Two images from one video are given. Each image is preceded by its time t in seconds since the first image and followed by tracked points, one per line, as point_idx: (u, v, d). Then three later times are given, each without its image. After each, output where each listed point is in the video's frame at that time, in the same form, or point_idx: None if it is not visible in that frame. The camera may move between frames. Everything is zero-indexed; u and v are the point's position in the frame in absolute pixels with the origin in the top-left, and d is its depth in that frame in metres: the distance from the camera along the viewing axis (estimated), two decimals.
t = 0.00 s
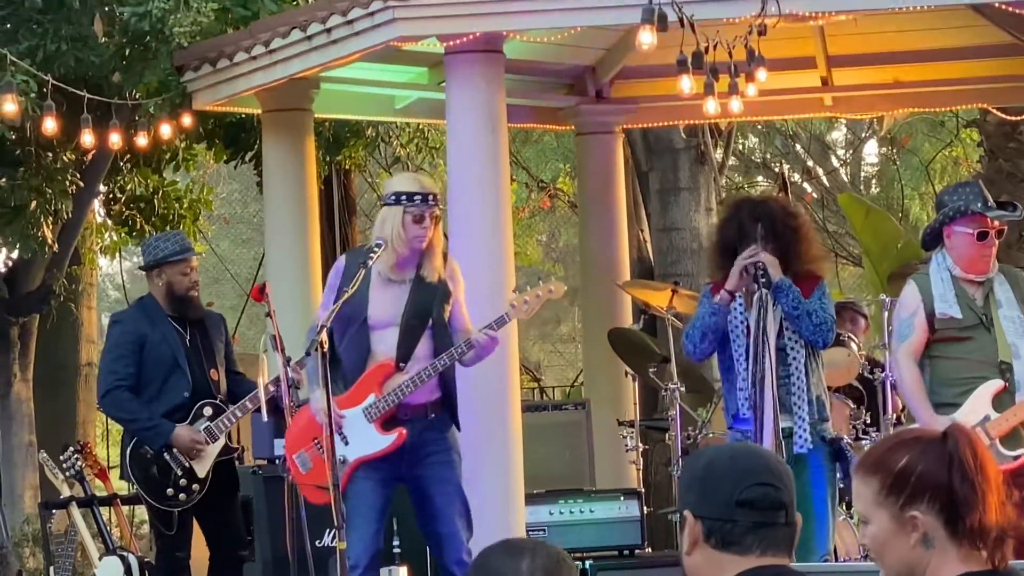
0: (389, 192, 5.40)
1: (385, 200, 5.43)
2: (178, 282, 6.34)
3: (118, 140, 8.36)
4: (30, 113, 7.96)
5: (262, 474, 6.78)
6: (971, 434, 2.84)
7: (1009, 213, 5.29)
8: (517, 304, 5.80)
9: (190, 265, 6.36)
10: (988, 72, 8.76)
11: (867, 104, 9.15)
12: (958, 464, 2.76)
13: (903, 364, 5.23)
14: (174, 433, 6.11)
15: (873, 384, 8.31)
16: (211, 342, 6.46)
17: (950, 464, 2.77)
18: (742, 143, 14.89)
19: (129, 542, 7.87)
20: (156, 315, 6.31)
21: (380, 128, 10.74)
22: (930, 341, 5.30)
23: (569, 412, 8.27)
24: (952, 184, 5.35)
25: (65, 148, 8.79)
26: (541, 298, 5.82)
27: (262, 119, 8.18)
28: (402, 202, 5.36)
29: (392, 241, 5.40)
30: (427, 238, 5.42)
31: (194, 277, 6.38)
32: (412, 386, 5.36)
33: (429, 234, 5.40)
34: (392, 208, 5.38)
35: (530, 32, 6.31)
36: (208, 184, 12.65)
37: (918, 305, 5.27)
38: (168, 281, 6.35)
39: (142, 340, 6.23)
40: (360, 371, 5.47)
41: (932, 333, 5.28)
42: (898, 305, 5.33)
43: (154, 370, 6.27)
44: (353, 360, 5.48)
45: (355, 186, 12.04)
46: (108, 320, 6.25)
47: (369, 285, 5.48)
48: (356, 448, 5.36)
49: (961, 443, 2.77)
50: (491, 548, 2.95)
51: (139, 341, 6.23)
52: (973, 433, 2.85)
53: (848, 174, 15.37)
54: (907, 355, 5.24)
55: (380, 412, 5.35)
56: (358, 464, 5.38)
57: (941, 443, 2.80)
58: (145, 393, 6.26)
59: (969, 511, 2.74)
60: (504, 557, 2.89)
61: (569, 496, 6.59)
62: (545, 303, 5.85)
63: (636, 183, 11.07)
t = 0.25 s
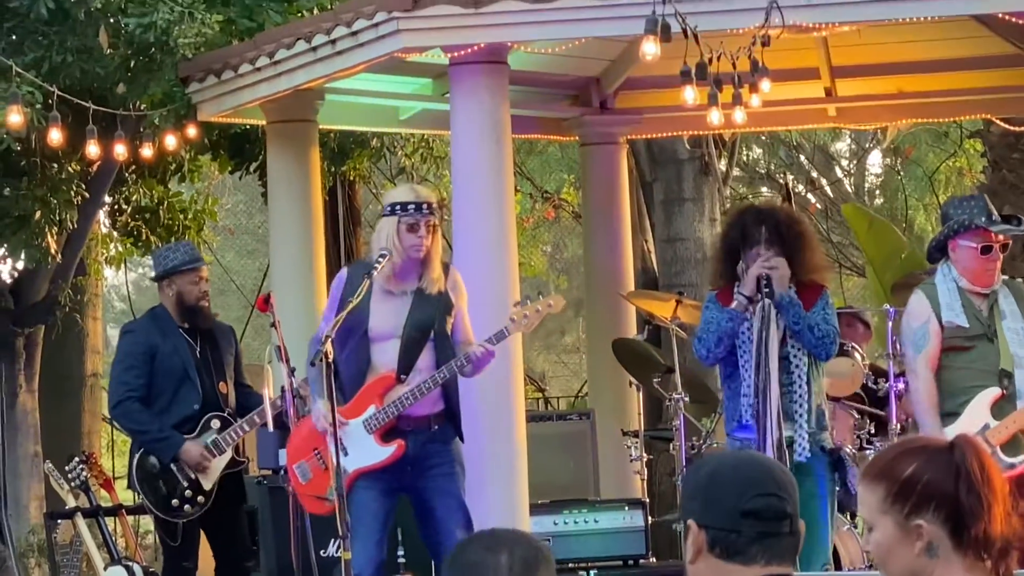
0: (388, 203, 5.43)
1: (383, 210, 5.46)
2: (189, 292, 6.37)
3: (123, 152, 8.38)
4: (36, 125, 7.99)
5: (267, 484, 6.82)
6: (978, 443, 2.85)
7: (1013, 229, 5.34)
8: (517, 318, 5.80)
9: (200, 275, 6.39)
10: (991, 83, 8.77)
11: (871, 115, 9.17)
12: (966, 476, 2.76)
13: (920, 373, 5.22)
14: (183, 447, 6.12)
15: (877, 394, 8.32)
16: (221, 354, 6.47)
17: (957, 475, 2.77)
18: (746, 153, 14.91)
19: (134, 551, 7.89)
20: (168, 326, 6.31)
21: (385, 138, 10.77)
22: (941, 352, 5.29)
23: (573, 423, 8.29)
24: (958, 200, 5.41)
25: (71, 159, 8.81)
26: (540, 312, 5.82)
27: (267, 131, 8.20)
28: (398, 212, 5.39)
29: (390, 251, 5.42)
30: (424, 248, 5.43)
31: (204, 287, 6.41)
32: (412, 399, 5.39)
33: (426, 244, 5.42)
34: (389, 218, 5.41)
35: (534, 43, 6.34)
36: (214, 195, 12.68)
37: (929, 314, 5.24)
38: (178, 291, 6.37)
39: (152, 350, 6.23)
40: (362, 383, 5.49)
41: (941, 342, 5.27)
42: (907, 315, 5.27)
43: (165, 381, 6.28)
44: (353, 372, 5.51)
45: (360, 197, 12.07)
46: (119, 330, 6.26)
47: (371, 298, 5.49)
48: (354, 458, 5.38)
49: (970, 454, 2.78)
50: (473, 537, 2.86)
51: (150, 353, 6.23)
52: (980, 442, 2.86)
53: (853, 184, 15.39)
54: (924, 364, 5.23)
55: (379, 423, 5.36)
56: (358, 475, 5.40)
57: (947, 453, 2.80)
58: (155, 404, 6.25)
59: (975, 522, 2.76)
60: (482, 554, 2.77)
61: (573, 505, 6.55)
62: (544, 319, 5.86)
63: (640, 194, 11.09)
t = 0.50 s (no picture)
0: (399, 212, 5.43)
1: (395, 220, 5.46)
2: (194, 300, 6.36)
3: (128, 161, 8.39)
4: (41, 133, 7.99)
5: (274, 493, 6.79)
6: (984, 454, 2.90)
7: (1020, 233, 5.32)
8: (528, 326, 5.79)
9: (206, 283, 6.38)
10: (998, 91, 8.76)
11: (876, 123, 9.16)
12: (977, 481, 2.81)
13: (916, 383, 5.24)
14: (190, 451, 6.12)
15: (883, 403, 8.29)
16: (228, 363, 6.46)
17: (967, 482, 2.82)
18: (752, 163, 14.90)
19: (140, 561, 7.88)
20: (175, 335, 6.30)
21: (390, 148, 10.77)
22: (942, 359, 5.30)
23: (579, 432, 8.28)
24: (965, 202, 5.38)
25: (76, 167, 8.82)
26: (551, 320, 5.81)
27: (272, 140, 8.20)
28: (409, 221, 5.39)
29: (402, 261, 5.41)
30: (435, 257, 5.41)
31: (209, 295, 6.40)
32: (426, 406, 5.36)
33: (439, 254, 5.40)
34: (400, 228, 5.41)
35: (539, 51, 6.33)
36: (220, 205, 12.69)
37: (929, 321, 5.27)
38: (184, 299, 6.37)
39: (159, 358, 6.22)
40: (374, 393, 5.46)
41: (943, 350, 5.28)
42: (908, 322, 5.32)
43: (171, 389, 6.27)
44: (367, 382, 5.48)
45: (365, 206, 12.07)
46: (126, 338, 6.24)
47: (383, 307, 5.47)
48: (368, 468, 5.37)
49: (980, 461, 2.84)
50: (445, 530, 2.77)
51: (157, 361, 6.22)
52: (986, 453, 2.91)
53: (859, 194, 15.39)
54: (920, 373, 5.24)
55: (393, 431, 5.35)
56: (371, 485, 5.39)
57: (957, 461, 2.85)
58: (162, 412, 6.25)
59: (986, 528, 2.79)
60: (457, 550, 2.68)
61: (579, 514, 6.67)
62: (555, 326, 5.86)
63: (646, 203, 11.08)
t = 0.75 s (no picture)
0: (410, 219, 5.46)
1: (405, 227, 5.48)
2: (203, 308, 6.37)
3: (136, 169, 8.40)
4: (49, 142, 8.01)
5: (281, 502, 6.82)
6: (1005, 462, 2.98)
7: None
8: (539, 335, 5.79)
9: (213, 291, 6.39)
10: (1006, 100, 8.75)
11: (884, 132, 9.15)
12: (995, 488, 2.89)
13: (931, 392, 5.23)
14: (199, 461, 6.12)
15: (891, 412, 8.28)
16: (236, 372, 6.47)
17: (986, 489, 2.90)
18: (760, 172, 14.90)
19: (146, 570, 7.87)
20: (183, 343, 6.31)
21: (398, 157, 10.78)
22: (952, 372, 5.27)
23: (587, 440, 8.27)
24: (970, 216, 5.38)
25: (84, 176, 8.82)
26: (562, 328, 5.80)
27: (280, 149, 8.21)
28: (418, 226, 5.41)
29: (411, 267, 5.40)
30: (444, 260, 5.40)
31: (218, 303, 6.41)
32: (436, 414, 5.36)
33: (447, 259, 5.39)
34: (409, 234, 5.43)
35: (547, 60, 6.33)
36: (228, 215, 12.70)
37: (941, 333, 5.24)
38: (192, 307, 6.37)
39: (168, 366, 6.21)
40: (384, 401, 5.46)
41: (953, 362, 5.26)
42: (919, 335, 5.28)
43: (179, 398, 6.26)
44: (377, 389, 5.48)
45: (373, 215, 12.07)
46: (135, 346, 6.24)
47: (393, 314, 5.47)
48: (380, 476, 5.37)
49: (1000, 469, 2.92)
50: (437, 529, 2.82)
51: (166, 370, 6.22)
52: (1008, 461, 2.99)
53: (866, 203, 15.38)
54: (935, 383, 5.23)
55: (403, 439, 5.36)
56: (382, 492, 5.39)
57: (977, 466, 2.94)
58: (170, 420, 6.24)
59: (1002, 534, 2.87)
60: (449, 553, 2.72)
61: (586, 523, 6.69)
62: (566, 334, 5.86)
63: (653, 212, 11.08)
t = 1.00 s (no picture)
0: (416, 230, 5.44)
1: (413, 238, 5.46)
2: (213, 318, 6.35)
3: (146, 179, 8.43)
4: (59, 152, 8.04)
5: (291, 512, 6.83)
6: None
7: None
8: (546, 346, 5.78)
9: (224, 301, 6.37)
10: (1017, 110, 8.74)
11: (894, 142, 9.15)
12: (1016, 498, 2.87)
13: (933, 403, 5.21)
14: (207, 470, 6.13)
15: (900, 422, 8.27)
16: (245, 382, 6.48)
17: (1006, 499, 2.88)
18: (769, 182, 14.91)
19: None
20: (194, 352, 6.31)
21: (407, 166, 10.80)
22: (959, 382, 5.28)
23: (596, 450, 8.28)
24: (979, 223, 5.36)
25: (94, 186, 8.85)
26: (568, 339, 5.79)
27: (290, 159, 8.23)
28: (425, 238, 5.39)
29: (418, 279, 5.41)
30: (450, 272, 5.39)
31: (228, 313, 6.40)
32: (444, 424, 5.36)
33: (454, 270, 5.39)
34: (416, 245, 5.42)
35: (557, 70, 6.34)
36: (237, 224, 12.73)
37: (946, 344, 5.24)
38: (203, 317, 6.36)
39: (178, 375, 6.22)
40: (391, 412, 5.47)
41: (960, 371, 5.26)
42: (925, 344, 5.29)
43: (189, 407, 6.28)
44: (385, 400, 5.49)
45: (382, 225, 12.09)
46: (145, 355, 6.25)
47: (401, 325, 5.49)
48: (387, 486, 5.36)
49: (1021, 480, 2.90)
50: (457, 539, 2.94)
51: (177, 379, 6.23)
52: None
53: (874, 213, 15.39)
54: (936, 394, 5.22)
55: (411, 449, 5.34)
56: (388, 503, 5.37)
57: (996, 477, 2.93)
58: (180, 429, 6.25)
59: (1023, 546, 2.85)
60: (464, 562, 2.84)
61: (595, 533, 6.68)
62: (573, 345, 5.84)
63: (662, 221, 11.09)
